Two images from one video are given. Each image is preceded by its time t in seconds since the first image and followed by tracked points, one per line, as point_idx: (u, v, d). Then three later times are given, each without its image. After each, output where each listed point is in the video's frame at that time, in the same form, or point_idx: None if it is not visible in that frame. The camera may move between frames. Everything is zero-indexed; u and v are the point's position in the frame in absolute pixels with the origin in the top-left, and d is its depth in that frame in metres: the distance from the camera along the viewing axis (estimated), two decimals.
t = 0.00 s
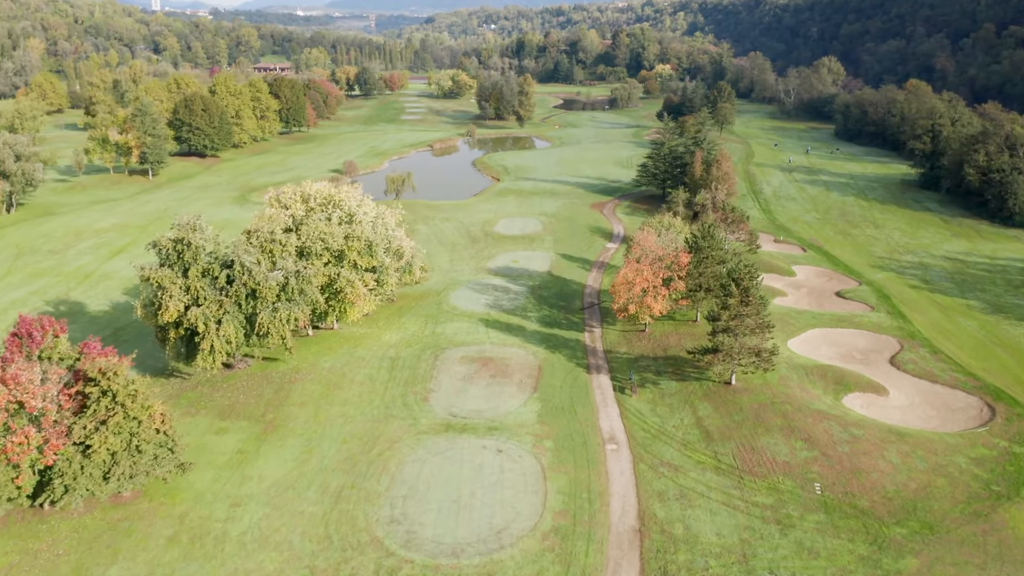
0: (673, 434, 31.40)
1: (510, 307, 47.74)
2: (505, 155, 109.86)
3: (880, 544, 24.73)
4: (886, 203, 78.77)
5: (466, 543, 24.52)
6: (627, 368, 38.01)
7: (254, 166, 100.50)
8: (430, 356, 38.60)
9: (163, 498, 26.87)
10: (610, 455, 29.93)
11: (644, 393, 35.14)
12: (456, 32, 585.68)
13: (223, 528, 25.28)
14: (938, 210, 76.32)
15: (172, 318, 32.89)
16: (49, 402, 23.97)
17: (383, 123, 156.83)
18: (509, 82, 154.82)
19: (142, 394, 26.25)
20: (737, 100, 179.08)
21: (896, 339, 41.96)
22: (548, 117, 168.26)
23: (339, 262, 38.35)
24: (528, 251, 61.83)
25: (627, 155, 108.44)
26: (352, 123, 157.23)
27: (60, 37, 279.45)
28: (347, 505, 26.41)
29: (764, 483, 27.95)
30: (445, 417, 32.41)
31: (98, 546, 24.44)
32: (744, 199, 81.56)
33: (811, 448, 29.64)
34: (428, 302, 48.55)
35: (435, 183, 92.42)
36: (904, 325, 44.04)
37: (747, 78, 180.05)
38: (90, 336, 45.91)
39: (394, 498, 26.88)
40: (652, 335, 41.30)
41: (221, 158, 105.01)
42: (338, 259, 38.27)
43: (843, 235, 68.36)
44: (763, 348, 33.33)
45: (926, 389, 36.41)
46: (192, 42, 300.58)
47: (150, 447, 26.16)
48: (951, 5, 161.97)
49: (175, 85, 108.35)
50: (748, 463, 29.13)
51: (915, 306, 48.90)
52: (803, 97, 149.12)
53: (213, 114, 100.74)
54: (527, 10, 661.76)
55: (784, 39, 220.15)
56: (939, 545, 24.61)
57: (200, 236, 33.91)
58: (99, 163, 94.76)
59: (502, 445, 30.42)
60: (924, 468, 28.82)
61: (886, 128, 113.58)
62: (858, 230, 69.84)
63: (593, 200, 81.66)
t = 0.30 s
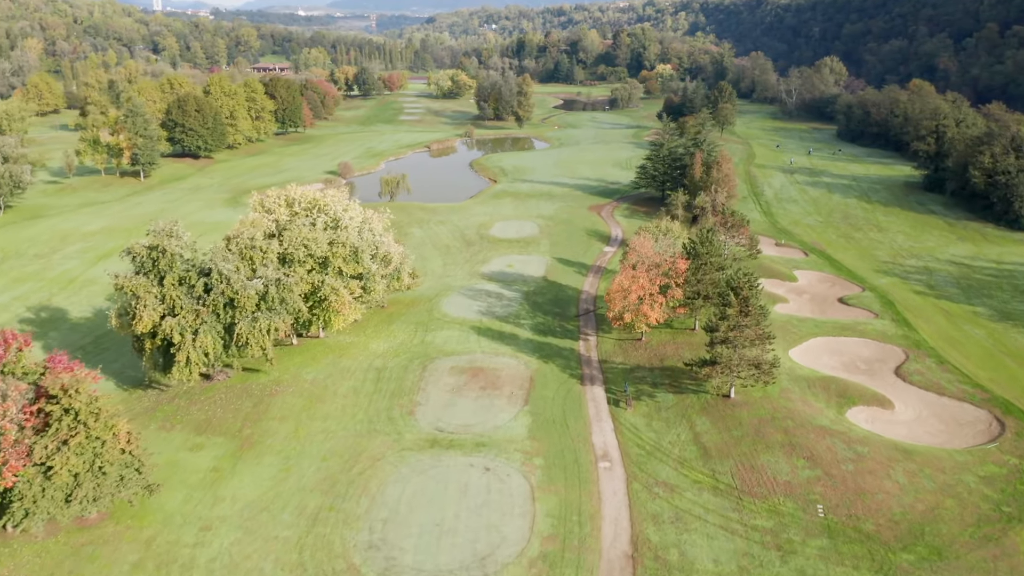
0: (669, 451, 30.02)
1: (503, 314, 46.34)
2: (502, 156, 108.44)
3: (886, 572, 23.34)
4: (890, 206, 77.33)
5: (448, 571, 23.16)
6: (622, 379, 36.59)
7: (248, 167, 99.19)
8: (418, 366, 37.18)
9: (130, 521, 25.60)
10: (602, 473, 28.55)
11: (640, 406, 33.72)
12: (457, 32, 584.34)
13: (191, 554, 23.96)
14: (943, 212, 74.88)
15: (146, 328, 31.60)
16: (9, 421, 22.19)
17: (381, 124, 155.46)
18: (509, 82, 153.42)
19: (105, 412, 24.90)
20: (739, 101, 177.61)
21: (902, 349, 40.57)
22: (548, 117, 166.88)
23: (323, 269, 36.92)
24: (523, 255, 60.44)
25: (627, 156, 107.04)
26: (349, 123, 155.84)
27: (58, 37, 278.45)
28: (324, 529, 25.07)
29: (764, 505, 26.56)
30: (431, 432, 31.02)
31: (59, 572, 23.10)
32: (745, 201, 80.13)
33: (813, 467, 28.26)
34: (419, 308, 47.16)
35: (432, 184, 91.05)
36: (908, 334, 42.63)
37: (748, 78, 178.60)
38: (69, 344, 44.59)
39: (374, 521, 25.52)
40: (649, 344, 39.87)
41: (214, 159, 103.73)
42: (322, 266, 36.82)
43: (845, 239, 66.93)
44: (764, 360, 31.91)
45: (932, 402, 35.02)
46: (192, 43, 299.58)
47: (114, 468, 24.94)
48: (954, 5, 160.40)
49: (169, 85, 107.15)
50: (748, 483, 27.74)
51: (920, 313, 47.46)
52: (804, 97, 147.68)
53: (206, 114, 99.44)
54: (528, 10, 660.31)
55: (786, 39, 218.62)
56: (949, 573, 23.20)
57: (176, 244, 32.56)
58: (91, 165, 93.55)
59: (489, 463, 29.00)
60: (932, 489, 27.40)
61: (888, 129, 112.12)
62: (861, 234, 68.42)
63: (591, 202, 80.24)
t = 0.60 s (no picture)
0: (663, 473, 28.34)
1: (494, 323, 44.63)
2: (500, 158, 106.76)
3: None
4: (894, 209, 75.56)
5: None
6: (615, 394, 34.90)
7: (241, 169, 97.66)
8: (403, 380, 35.51)
9: (85, 552, 23.99)
10: (592, 498, 26.88)
11: (634, 424, 32.01)
12: (459, 32, 582.64)
13: None
14: (948, 216, 73.08)
15: (112, 342, 30.07)
16: None
17: (379, 125, 153.82)
18: (508, 82, 151.74)
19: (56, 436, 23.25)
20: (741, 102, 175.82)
21: (908, 362, 38.89)
22: (548, 118, 165.22)
23: (303, 278, 35.26)
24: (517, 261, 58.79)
25: (626, 158, 105.35)
26: (347, 124, 154.27)
27: (57, 37, 277.27)
28: (292, 561, 23.43)
29: (764, 534, 24.88)
30: (412, 453, 29.35)
31: None
32: (746, 205, 78.40)
33: (816, 492, 26.57)
34: (407, 317, 45.46)
35: (427, 187, 89.42)
36: (915, 345, 40.90)
37: (750, 78, 176.81)
38: (44, 353, 42.97)
39: (346, 552, 23.86)
40: (645, 356, 38.18)
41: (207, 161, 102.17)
42: (302, 275, 35.12)
43: (849, 244, 65.17)
44: (764, 376, 30.21)
45: (941, 420, 33.32)
46: (191, 43, 298.46)
47: (67, 495, 23.24)
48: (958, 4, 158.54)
49: (162, 86, 105.67)
50: (746, 509, 26.05)
51: (927, 322, 45.69)
52: (807, 98, 145.91)
53: (198, 115, 97.95)
54: (530, 9, 658.52)
55: (789, 39, 216.76)
56: None
57: (145, 252, 31.01)
58: (81, 166, 92.05)
59: (473, 487, 27.31)
60: (942, 516, 25.66)
61: (892, 130, 110.30)
62: (864, 238, 66.67)
63: (589, 205, 78.55)
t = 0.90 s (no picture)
0: (658, 497, 26.80)
1: (485, 331, 43.06)
2: (498, 160, 105.21)
3: None
4: (899, 213, 73.96)
5: None
6: (609, 409, 33.34)
7: (234, 170, 96.25)
8: (387, 393, 33.98)
9: None
10: (582, 524, 25.34)
11: (628, 442, 30.45)
12: (461, 32, 581.27)
13: None
14: (954, 220, 71.44)
15: (77, 356, 28.68)
16: None
17: (377, 126, 152.45)
18: (507, 82, 150.22)
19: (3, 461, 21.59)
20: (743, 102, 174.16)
21: (915, 375, 37.34)
22: (548, 118, 163.79)
23: (283, 286, 33.71)
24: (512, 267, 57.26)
25: (626, 160, 103.76)
26: (345, 125, 152.86)
27: (56, 37, 276.40)
28: None
29: (764, 566, 23.34)
30: (393, 473, 27.81)
31: None
32: (748, 208, 76.83)
33: (820, 518, 25.01)
34: (396, 325, 43.89)
35: (423, 190, 87.93)
36: (922, 357, 39.31)
37: (753, 79, 175.18)
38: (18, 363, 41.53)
39: None
40: (641, 368, 36.62)
41: (201, 162, 100.79)
42: (281, 284, 33.55)
43: (853, 248, 63.56)
44: (765, 393, 28.65)
45: (950, 437, 31.76)
46: (191, 43, 297.59)
47: (20, 524, 21.56)
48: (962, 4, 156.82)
49: (155, 86, 104.31)
50: (746, 538, 24.49)
51: (934, 332, 44.12)
52: (810, 98, 144.21)
53: (191, 116, 96.55)
54: (533, 9, 657.08)
55: (791, 40, 215.12)
56: None
57: (113, 260, 29.57)
58: (71, 168, 90.71)
59: (456, 511, 25.75)
60: (953, 544, 24.06)
61: (896, 131, 108.65)
62: (868, 243, 65.04)
63: (587, 208, 77.00)
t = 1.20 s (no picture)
0: (650, 529, 24.97)
1: (474, 343, 41.22)
2: (496, 162, 103.36)
3: None
4: (905, 217, 72.03)
5: None
6: (601, 429, 31.48)
7: (227, 172, 94.65)
8: (366, 411, 32.16)
9: None
10: (566, 560, 23.54)
11: (620, 466, 28.60)
12: (463, 32, 580.08)
13: None
14: (962, 225, 69.46)
15: (32, 374, 26.94)
16: None
17: (375, 126, 150.86)
18: (507, 83, 148.48)
19: None
20: (746, 103, 172.20)
21: (924, 392, 35.46)
22: (548, 119, 162.11)
23: (256, 299, 31.93)
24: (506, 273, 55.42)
25: (626, 162, 101.88)
26: (343, 126, 151.18)
27: (56, 37, 275.56)
28: None
29: None
30: (367, 502, 26.01)
31: None
32: (750, 212, 74.95)
33: (824, 554, 23.17)
34: (381, 336, 42.08)
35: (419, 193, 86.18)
36: (932, 372, 37.42)
37: (756, 79, 173.23)
38: None
39: None
40: (636, 384, 34.74)
41: (194, 165, 99.18)
42: (254, 296, 31.74)
43: (858, 254, 61.66)
44: (766, 417, 26.75)
45: (963, 460, 29.87)
46: (192, 44, 296.59)
47: None
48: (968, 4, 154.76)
49: (147, 87, 102.89)
50: None
51: (944, 344, 42.21)
52: (813, 100, 142.27)
53: (183, 117, 95.07)
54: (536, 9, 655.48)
55: (795, 40, 213.14)
56: None
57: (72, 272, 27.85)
58: (60, 171, 89.17)
59: (433, 545, 23.93)
60: None
61: (902, 133, 106.74)
62: (874, 248, 63.13)
63: (585, 212, 75.18)
